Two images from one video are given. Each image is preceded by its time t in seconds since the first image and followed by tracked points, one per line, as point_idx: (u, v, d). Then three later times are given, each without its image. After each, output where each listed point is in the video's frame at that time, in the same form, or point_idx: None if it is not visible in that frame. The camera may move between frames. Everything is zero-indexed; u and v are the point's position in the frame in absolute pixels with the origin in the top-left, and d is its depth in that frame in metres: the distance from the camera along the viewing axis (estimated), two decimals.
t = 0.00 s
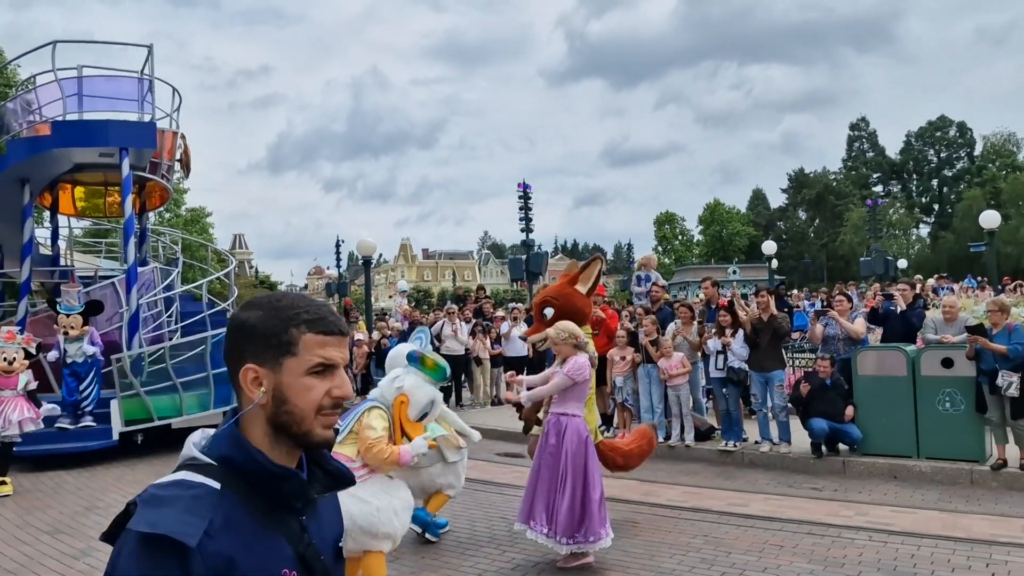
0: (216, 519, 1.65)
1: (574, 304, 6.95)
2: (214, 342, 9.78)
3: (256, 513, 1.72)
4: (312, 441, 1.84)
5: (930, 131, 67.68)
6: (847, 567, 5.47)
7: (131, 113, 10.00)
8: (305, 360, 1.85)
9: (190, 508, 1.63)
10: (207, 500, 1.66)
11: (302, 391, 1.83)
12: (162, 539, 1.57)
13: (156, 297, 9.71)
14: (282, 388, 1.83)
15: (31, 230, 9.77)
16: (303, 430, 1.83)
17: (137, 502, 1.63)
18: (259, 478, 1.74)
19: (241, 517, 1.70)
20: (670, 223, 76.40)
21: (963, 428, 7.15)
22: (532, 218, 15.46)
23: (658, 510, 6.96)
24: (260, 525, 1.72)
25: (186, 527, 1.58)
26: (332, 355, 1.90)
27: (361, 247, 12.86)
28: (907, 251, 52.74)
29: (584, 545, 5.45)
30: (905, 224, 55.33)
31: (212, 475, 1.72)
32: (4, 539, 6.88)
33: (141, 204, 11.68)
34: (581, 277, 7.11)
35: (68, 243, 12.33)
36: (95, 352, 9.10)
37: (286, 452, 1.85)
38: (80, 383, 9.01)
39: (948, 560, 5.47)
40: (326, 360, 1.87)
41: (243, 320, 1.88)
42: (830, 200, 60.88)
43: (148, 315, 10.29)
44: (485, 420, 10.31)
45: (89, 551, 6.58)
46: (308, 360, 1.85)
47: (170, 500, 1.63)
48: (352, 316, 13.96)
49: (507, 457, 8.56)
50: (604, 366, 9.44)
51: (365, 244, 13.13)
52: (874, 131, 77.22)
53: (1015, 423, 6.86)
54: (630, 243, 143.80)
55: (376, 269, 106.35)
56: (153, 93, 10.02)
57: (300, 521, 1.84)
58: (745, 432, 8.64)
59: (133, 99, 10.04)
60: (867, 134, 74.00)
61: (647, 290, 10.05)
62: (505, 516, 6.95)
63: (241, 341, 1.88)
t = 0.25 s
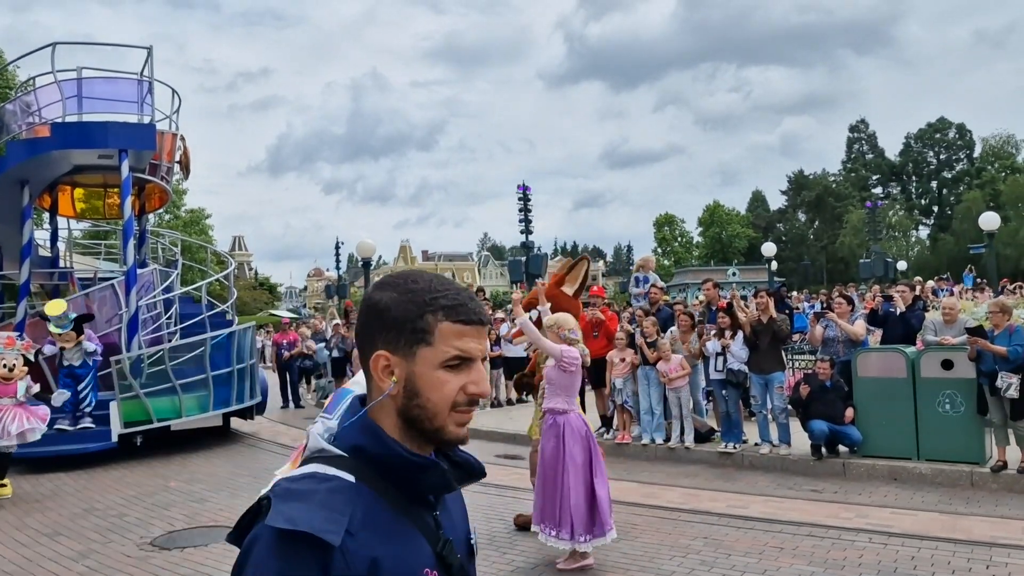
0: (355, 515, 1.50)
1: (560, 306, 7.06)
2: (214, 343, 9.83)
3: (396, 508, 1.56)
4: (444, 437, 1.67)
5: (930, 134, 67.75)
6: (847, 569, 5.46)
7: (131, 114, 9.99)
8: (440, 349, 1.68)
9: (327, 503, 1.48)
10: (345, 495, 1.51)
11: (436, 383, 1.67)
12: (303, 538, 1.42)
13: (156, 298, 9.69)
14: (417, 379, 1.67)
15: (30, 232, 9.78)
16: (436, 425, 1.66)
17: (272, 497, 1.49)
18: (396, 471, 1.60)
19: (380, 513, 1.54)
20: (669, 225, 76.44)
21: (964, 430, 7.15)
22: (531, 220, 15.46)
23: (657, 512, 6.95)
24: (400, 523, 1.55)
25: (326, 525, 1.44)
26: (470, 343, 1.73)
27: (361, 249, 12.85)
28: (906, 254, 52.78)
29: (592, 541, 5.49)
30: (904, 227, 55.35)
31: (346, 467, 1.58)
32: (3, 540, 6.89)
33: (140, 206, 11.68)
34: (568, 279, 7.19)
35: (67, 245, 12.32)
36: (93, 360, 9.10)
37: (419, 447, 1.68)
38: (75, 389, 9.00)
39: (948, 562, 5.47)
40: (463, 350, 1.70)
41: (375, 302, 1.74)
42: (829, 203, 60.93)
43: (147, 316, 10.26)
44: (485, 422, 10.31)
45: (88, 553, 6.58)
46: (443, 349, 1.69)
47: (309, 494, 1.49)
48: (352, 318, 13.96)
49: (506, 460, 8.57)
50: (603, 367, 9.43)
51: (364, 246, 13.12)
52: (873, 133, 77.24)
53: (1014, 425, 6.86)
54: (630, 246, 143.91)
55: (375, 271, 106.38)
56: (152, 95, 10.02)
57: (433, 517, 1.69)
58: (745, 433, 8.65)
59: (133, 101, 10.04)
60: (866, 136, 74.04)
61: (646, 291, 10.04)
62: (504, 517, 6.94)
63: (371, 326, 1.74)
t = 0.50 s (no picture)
0: (510, 549, 1.40)
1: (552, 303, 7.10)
2: (214, 343, 9.82)
3: (548, 540, 1.47)
4: (600, 463, 1.50)
5: (930, 135, 67.77)
6: (847, 570, 5.46)
7: (131, 115, 9.99)
8: (599, 363, 1.51)
9: (481, 532, 1.39)
10: (493, 526, 1.41)
11: (595, 401, 1.50)
12: (451, 575, 1.34)
13: (156, 299, 9.69)
14: (572, 395, 1.51)
15: (31, 232, 9.78)
16: (590, 449, 1.50)
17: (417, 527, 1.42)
18: (551, 498, 1.48)
19: (531, 544, 1.44)
20: (670, 226, 76.45)
21: (964, 431, 7.14)
22: (531, 221, 15.46)
23: (657, 513, 6.95)
24: (552, 555, 1.46)
25: (480, 562, 1.35)
26: (633, 355, 1.54)
27: (361, 250, 12.85)
28: (906, 254, 52.78)
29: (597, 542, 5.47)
30: (904, 228, 55.34)
31: (494, 492, 1.48)
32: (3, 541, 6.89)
33: (140, 206, 11.68)
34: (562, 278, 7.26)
35: (67, 245, 12.32)
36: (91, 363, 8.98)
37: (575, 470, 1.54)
38: (68, 388, 8.85)
39: (948, 562, 5.47)
40: (625, 363, 1.52)
41: (527, 306, 1.58)
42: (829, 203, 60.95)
43: (147, 317, 10.26)
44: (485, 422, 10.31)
45: (88, 553, 6.58)
46: (601, 363, 1.51)
47: (454, 525, 1.40)
48: (352, 318, 13.96)
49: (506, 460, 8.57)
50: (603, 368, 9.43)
51: (364, 246, 13.11)
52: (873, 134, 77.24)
53: (1015, 426, 6.86)
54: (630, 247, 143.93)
55: (375, 271, 106.42)
56: (152, 96, 10.02)
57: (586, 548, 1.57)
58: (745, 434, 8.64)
59: (133, 102, 10.04)
60: (866, 137, 74.03)
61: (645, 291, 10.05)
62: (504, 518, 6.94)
63: (521, 332, 1.59)
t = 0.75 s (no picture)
0: None
1: (554, 303, 6.95)
2: (216, 343, 9.85)
3: None
4: (817, 484, 1.31)
5: (930, 135, 67.81)
6: (847, 568, 5.48)
7: (133, 115, 10.01)
8: (824, 365, 1.31)
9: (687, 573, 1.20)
10: (704, 563, 1.22)
11: (816, 412, 1.30)
12: None
13: (157, 298, 9.71)
14: (792, 404, 1.31)
15: (33, 232, 9.80)
16: (808, 469, 1.30)
17: (614, 566, 1.21)
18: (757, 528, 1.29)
19: None
20: (670, 226, 76.49)
21: (964, 430, 7.17)
22: (532, 220, 15.49)
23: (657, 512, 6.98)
24: None
25: None
26: (859, 358, 1.34)
27: (362, 250, 12.87)
28: (907, 254, 52.81)
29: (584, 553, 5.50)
30: (905, 228, 55.40)
31: (688, 521, 1.28)
32: (5, 539, 6.92)
33: (142, 206, 11.70)
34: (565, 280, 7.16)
35: (68, 244, 12.33)
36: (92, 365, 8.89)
37: (782, 494, 1.35)
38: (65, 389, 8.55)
39: (948, 561, 5.49)
40: (853, 366, 1.32)
41: (727, 296, 1.36)
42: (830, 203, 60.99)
43: (149, 317, 10.29)
44: (486, 421, 10.34)
45: (90, 551, 6.60)
46: (826, 365, 1.31)
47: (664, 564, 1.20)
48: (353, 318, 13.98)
49: (506, 459, 8.61)
50: (604, 367, 9.46)
51: (365, 246, 13.13)
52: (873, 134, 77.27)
53: (1014, 425, 6.88)
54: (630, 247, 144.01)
55: (376, 272, 106.53)
56: (154, 95, 10.04)
57: None
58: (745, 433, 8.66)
59: (135, 101, 10.06)
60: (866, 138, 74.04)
61: (644, 290, 10.07)
62: (504, 516, 6.97)
63: (721, 326, 1.37)
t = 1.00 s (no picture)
0: None
1: (576, 302, 7.05)
2: (218, 339, 9.83)
3: None
4: None
5: (936, 131, 67.51)
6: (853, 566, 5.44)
7: (135, 111, 9.99)
8: None
9: None
10: (989, 567, 1.03)
11: None
12: None
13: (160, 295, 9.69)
14: None
15: (35, 228, 9.78)
16: None
17: None
18: None
19: None
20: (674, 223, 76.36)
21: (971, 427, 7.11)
22: (536, 217, 15.43)
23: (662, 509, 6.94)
24: None
25: None
26: None
27: (365, 246, 12.83)
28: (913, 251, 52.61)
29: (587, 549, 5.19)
30: (910, 224, 55.17)
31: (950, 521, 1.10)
32: (9, 536, 6.92)
33: (145, 203, 11.69)
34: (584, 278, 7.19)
35: (72, 241, 12.33)
36: (77, 362, 8.82)
37: None
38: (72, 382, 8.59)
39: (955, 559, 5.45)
40: None
41: (978, 258, 1.17)
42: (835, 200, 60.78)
43: (152, 313, 10.27)
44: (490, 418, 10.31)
45: (93, 548, 6.60)
46: None
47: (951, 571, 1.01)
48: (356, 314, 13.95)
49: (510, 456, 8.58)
50: (608, 364, 9.41)
51: (369, 242, 13.09)
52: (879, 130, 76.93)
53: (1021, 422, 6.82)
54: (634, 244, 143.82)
55: (380, 269, 106.63)
56: (156, 91, 10.00)
57: None
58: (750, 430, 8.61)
59: (137, 97, 10.03)
60: (872, 134, 73.73)
61: (648, 287, 10.02)
62: (508, 513, 6.95)
63: (971, 290, 1.18)
